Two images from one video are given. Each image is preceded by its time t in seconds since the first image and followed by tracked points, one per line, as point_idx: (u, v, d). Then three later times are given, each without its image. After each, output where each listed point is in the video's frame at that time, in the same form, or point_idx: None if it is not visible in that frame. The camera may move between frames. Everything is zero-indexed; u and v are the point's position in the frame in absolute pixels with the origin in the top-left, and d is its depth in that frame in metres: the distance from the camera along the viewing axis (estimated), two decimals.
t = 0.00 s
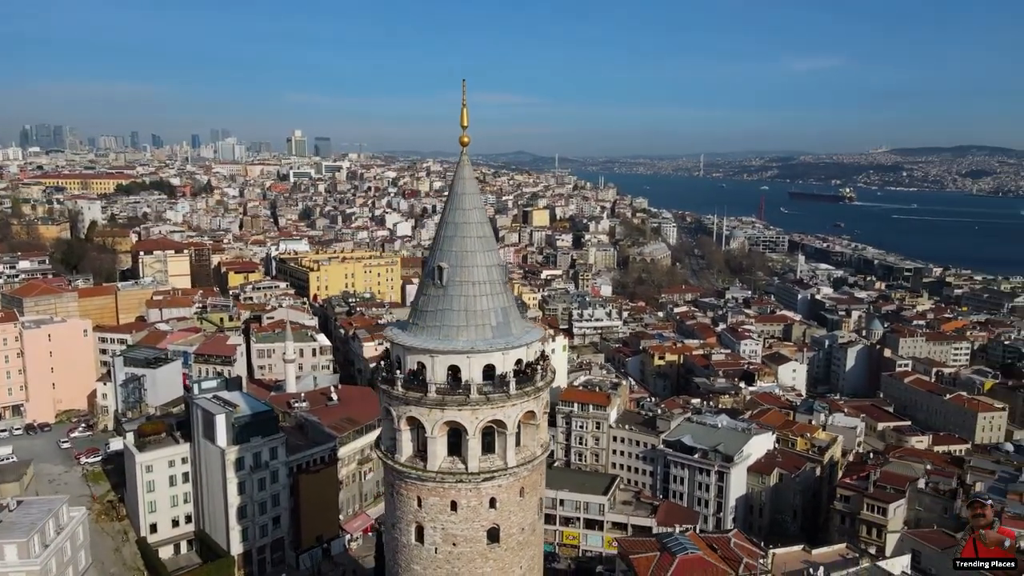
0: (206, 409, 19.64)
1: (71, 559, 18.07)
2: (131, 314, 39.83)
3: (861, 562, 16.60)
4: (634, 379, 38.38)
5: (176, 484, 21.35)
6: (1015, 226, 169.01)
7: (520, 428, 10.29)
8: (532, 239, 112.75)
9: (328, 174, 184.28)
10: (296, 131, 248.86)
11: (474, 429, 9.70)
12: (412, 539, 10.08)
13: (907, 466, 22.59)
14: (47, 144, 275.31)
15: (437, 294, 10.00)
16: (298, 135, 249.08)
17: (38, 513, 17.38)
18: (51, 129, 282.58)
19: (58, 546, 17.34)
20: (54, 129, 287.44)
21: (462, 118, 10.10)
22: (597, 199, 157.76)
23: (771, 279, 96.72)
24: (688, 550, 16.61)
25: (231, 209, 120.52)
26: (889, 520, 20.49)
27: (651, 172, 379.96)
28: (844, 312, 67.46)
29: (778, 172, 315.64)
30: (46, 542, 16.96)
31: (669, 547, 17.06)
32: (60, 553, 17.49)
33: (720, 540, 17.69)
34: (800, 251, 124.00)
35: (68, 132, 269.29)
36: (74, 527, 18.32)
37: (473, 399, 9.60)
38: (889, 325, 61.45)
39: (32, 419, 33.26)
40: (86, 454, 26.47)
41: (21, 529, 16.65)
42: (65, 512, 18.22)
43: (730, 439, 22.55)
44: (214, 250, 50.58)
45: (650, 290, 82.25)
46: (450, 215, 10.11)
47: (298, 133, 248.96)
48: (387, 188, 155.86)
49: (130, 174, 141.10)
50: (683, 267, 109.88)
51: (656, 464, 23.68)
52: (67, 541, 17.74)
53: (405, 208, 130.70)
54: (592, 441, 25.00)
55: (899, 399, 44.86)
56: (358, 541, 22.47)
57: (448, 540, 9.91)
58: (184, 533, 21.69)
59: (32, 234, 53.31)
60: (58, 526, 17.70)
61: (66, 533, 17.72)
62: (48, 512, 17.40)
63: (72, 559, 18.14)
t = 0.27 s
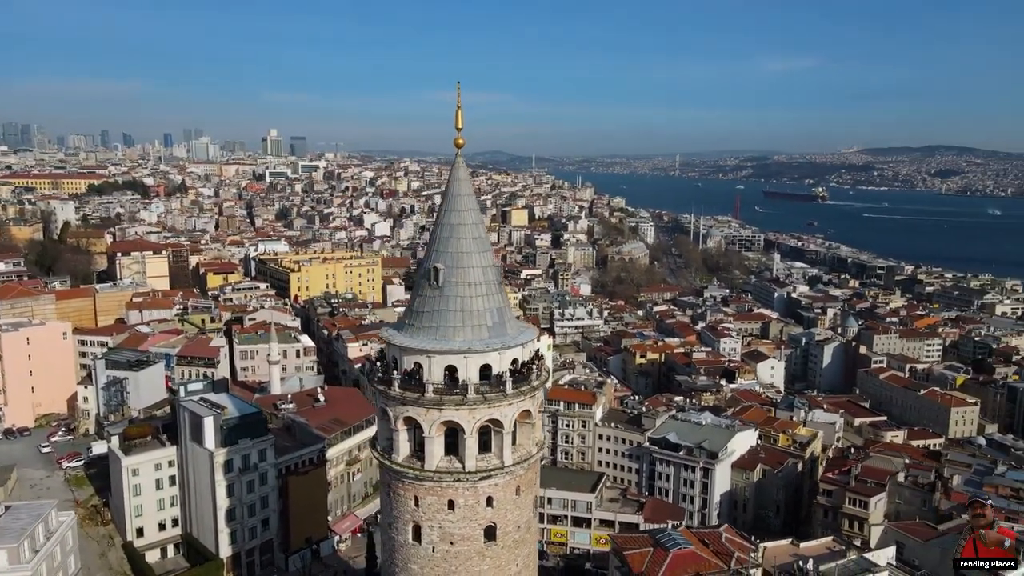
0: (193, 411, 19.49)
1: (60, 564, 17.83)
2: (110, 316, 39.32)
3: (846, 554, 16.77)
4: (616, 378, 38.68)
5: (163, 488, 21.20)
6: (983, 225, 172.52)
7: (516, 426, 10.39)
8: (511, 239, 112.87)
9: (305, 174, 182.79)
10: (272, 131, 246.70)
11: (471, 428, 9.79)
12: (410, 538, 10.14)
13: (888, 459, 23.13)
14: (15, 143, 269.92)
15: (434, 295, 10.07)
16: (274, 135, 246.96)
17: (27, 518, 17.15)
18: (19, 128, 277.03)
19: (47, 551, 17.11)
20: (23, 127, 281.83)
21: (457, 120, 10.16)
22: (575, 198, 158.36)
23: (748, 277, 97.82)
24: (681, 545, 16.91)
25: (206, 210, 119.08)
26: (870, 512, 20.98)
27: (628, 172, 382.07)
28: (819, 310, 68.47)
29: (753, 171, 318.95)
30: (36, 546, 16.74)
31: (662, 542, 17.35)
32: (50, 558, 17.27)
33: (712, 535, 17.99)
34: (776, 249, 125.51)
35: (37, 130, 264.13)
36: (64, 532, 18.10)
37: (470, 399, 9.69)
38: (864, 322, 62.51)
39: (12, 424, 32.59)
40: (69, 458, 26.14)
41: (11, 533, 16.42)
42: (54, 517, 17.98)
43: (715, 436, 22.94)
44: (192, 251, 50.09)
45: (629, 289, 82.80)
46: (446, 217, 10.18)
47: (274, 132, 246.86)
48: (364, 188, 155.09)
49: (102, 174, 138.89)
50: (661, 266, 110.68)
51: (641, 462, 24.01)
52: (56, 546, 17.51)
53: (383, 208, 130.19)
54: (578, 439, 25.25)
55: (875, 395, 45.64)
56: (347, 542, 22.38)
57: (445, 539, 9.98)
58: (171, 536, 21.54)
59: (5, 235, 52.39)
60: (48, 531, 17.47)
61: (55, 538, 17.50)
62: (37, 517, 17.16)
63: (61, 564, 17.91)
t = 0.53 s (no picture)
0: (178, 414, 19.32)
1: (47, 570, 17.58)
2: (83, 319, 38.67)
3: (832, 545, 17.04)
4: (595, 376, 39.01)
5: (147, 492, 20.98)
6: (947, 223, 176.58)
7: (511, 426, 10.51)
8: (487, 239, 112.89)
9: (277, 173, 180.76)
10: (242, 130, 243.65)
11: (467, 427, 9.89)
12: (406, 537, 10.21)
13: (865, 454, 23.64)
14: None
15: (429, 296, 10.14)
16: (244, 134, 243.92)
17: (14, 524, 16.87)
18: None
19: (35, 557, 16.85)
20: None
21: (451, 122, 10.24)
22: (549, 197, 158.81)
23: (721, 276, 98.98)
24: (673, 540, 17.23)
25: (176, 210, 117.29)
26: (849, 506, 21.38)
27: (601, 172, 383.84)
28: (792, 307, 69.57)
29: (724, 170, 322.32)
30: (24, 553, 16.48)
31: (653, 536, 17.59)
32: (38, 565, 17.01)
33: (701, 530, 18.37)
34: (748, 248, 127.15)
35: None
36: (51, 538, 17.85)
37: (466, 398, 9.78)
38: (835, 319, 63.69)
39: None
40: (47, 463, 25.73)
41: None
42: (40, 522, 17.71)
43: (697, 433, 23.33)
44: (166, 253, 49.44)
45: (605, 288, 83.31)
46: (441, 217, 10.26)
47: (244, 131, 243.80)
48: (338, 188, 153.90)
49: (68, 173, 136.06)
50: (636, 265, 111.46)
51: (625, 459, 24.33)
52: (44, 552, 17.25)
53: (358, 208, 129.32)
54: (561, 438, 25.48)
55: (847, 390, 46.53)
56: (334, 542, 22.64)
57: (442, 538, 10.07)
58: (155, 541, 21.35)
59: None
60: (35, 537, 17.21)
61: (43, 544, 17.24)
62: (24, 523, 16.88)
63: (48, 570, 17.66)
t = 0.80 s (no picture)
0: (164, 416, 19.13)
1: None
2: (57, 323, 38.01)
3: (816, 536, 17.49)
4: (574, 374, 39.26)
5: (131, 496, 20.78)
6: (913, 222, 180.29)
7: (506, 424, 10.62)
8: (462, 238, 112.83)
9: (248, 172, 178.79)
10: (213, 129, 240.57)
11: (463, 426, 9.99)
12: (401, 536, 10.29)
13: (843, 447, 24.20)
14: None
15: (424, 295, 10.22)
16: (215, 132, 241.09)
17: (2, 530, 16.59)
18: None
19: (24, 562, 16.61)
20: None
21: (444, 123, 10.33)
22: (524, 197, 159.13)
23: (695, 274, 100.02)
24: (665, 534, 17.30)
25: (146, 210, 115.49)
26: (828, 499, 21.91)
27: (574, 171, 385.14)
28: (765, 305, 70.61)
29: (696, 169, 325.33)
30: (12, 559, 16.24)
31: (645, 532, 17.68)
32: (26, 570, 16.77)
33: (691, 524, 18.71)
34: (721, 247, 128.63)
35: None
36: (38, 544, 17.55)
37: (463, 397, 9.88)
38: (807, 316, 64.82)
39: None
40: (25, 468, 25.29)
41: None
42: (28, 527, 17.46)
43: (679, 429, 23.76)
44: (139, 254, 48.82)
45: (581, 287, 83.81)
46: (434, 219, 10.35)
47: (215, 130, 240.78)
48: (311, 187, 152.61)
49: (32, 173, 133.10)
50: (611, 263, 112.12)
51: (608, 456, 24.68)
52: (32, 557, 17.01)
53: (331, 208, 128.45)
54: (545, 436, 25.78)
55: (820, 386, 47.39)
56: (320, 544, 22.89)
57: (438, 536, 10.16)
58: (139, 546, 21.16)
59: None
60: (23, 542, 16.96)
61: (31, 549, 17.00)
62: (12, 529, 16.59)
63: None
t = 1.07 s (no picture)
0: (151, 418, 18.96)
1: None
2: (34, 325, 37.41)
3: (804, 529, 17.83)
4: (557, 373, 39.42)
5: (117, 500, 20.62)
6: (885, 221, 183.38)
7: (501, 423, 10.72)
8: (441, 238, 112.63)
9: (223, 172, 176.81)
10: (186, 128, 237.52)
11: (460, 425, 10.08)
12: (398, 535, 10.35)
13: (824, 442, 24.69)
14: None
15: (420, 296, 10.29)
16: (188, 131, 238.05)
17: None
18: None
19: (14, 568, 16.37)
20: None
21: (439, 124, 10.39)
22: (502, 196, 159.22)
23: (673, 273, 100.85)
24: (657, 530, 17.73)
25: (119, 210, 113.81)
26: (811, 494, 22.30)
27: (552, 170, 385.86)
28: (743, 303, 71.40)
29: (672, 170, 327.79)
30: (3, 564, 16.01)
31: (638, 528, 18.11)
32: None
33: (682, 518, 18.91)
34: (698, 246, 129.77)
35: None
36: (28, 549, 17.31)
37: (459, 396, 9.97)
38: (784, 314, 65.69)
39: None
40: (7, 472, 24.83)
41: None
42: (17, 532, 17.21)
43: (664, 427, 24.13)
44: (114, 256, 48.17)
45: (560, 287, 84.14)
46: (429, 220, 10.42)
47: (188, 129, 237.77)
48: (288, 187, 151.33)
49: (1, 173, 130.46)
50: (589, 263, 112.60)
51: (594, 454, 24.97)
52: (21, 562, 16.77)
53: (309, 208, 127.51)
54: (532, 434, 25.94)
55: (798, 382, 48.11)
56: (309, 545, 22.98)
57: (435, 534, 10.23)
58: (126, 549, 21.02)
59: None
60: (12, 548, 16.72)
61: (21, 554, 16.78)
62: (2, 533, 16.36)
63: None
